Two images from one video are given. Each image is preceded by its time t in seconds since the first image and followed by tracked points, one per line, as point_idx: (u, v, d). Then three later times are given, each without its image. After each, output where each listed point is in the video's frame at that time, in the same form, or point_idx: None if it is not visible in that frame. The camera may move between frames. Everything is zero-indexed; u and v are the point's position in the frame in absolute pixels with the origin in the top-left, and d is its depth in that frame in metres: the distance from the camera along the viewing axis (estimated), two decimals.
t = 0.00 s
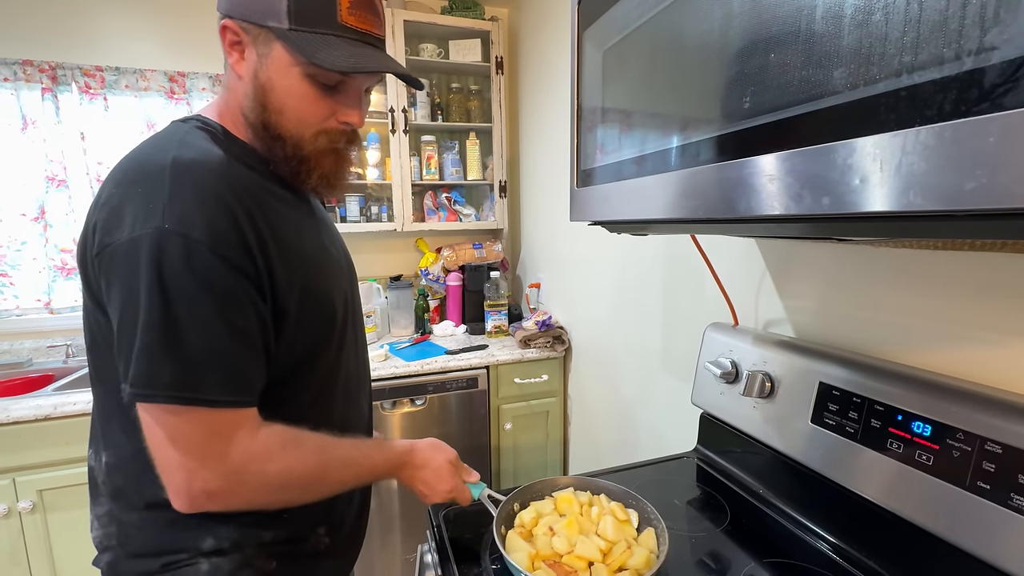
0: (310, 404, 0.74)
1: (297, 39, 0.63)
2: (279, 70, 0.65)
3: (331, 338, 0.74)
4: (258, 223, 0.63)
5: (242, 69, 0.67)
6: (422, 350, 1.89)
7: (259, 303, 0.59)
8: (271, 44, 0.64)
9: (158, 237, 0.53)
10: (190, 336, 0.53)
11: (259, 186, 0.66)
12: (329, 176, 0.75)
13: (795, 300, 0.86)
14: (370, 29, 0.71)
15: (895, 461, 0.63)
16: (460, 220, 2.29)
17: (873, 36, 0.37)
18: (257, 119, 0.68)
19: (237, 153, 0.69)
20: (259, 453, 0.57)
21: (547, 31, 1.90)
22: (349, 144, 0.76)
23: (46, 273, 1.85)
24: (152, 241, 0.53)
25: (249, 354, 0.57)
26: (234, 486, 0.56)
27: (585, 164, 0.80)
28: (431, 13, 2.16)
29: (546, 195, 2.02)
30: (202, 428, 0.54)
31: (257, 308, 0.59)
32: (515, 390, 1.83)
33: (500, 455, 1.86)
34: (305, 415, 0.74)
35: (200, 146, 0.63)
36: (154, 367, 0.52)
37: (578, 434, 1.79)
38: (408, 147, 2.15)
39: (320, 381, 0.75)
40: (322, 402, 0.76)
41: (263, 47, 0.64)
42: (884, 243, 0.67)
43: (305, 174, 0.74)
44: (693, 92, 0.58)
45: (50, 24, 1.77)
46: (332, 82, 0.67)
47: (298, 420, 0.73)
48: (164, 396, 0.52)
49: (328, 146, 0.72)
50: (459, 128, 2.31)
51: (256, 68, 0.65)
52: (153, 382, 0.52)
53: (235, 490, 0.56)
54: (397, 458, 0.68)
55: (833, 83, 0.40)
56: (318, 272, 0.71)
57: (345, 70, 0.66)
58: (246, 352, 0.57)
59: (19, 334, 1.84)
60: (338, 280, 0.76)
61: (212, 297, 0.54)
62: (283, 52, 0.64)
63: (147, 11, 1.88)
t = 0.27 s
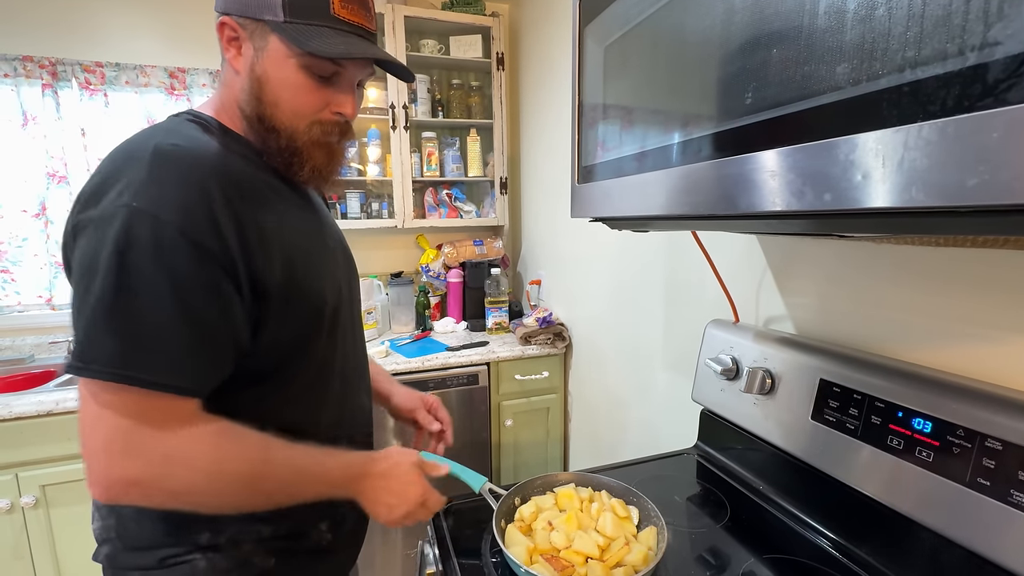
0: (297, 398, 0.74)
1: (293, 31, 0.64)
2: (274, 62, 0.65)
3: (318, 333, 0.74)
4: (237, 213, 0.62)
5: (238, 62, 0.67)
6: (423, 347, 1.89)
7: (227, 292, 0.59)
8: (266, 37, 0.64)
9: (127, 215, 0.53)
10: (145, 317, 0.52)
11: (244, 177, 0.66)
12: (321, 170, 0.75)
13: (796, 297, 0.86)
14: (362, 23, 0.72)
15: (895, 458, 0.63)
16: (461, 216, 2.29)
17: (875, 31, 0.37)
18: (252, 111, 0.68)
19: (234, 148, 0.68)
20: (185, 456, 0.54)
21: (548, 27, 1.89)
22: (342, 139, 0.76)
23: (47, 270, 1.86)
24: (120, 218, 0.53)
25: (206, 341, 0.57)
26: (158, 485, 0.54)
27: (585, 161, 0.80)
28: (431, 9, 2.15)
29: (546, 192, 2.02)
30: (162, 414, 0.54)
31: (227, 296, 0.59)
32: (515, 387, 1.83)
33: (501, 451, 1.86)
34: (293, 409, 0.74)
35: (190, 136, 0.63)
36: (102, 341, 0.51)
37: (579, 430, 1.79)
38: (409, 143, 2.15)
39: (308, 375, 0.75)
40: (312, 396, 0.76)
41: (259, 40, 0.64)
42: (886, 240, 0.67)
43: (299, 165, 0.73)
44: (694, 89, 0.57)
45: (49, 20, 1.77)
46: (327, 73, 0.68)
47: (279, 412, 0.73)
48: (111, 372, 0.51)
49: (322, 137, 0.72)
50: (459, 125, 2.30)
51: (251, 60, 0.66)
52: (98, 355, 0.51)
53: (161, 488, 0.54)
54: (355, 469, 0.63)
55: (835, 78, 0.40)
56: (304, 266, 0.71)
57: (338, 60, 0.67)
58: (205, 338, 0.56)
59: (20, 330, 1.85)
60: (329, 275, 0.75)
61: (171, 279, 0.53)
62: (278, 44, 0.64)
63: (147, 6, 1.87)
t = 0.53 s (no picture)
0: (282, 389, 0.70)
1: (299, 21, 0.64)
2: (278, 52, 0.65)
3: (293, 322, 0.70)
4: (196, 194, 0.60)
5: (241, 53, 0.67)
6: (424, 341, 1.89)
7: (167, 269, 0.56)
8: (271, 27, 0.64)
9: (73, 181, 0.51)
10: (66, 287, 0.48)
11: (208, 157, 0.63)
12: (319, 160, 0.74)
13: (798, 291, 0.86)
14: (362, 16, 0.72)
15: (895, 452, 0.63)
16: (462, 211, 2.28)
17: (882, 19, 0.36)
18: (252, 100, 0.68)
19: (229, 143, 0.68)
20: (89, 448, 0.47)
21: (550, 19, 1.88)
22: (339, 130, 0.76)
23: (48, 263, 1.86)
24: (68, 184, 0.51)
25: (132, 318, 0.52)
26: (32, 480, 0.46)
27: (587, 154, 0.79)
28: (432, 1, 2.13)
29: (547, 186, 2.01)
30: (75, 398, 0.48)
31: (167, 274, 0.56)
32: (515, 381, 1.83)
33: (501, 445, 1.86)
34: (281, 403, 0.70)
35: (170, 119, 0.63)
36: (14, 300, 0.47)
37: (579, 425, 1.80)
38: (409, 137, 2.14)
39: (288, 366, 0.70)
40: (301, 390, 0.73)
41: (263, 30, 0.64)
42: (889, 232, 0.66)
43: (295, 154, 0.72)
44: (697, 80, 0.57)
45: (48, 12, 1.75)
46: (329, 63, 0.68)
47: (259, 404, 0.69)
48: (13, 332, 0.47)
49: (321, 127, 0.72)
50: (460, 119, 2.29)
51: (255, 50, 0.66)
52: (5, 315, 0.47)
53: (36, 487, 0.46)
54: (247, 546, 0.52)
55: (841, 67, 0.39)
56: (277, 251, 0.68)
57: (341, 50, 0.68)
58: (132, 314, 0.52)
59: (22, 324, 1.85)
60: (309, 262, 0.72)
61: (102, 250, 0.50)
62: (284, 34, 0.64)
63: None
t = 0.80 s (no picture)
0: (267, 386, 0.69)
1: (303, 10, 0.63)
2: (282, 42, 0.65)
3: (277, 317, 0.69)
4: (170, 188, 0.59)
5: (243, 43, 0.67)
6: (424, 336, 1.89)
7: (137, 265, 0.55)
8: (275, 16, 0.64)
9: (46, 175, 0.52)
10: (26, 282, 0.48)
11: (183, 149, 0.62)
12: (319, 155, 0.73)
13: (799, 286, 0.86)
14: (368, 7, 0.71)
15: (896, 447, 0.63)
16: (462, 206, 2.27)
17: (889, 10, 0.36)
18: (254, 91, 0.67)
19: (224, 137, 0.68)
20: (23, 459, 0.49)
21: (550, 12, 1.87)
22: (342, 124, 0.75)
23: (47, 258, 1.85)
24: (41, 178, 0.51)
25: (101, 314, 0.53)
26: None
27: (587, 149, 0.79)
28: None
29: (547, 181, 2.00)
30: (13, 403, 0.49)
31: (137, 270, 0.55)
32: (515, 376, 1.83)
33: (501, 440, 1.87)
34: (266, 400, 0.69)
35: (154, 113, 0.63)
36: None
37: (579, 420, 1.80)
38: (409, 132, 2.13)
39: (272, 361, 0.69)
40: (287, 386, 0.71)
41: (267, 19, 0.64)
42: (892, 227, 0.66)
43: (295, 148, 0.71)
44: (700, 72, 0.56)
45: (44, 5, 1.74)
46: (334, 55, 0.68)
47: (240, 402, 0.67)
48: None
49: (323, 120, 0.71)
50: (460, 113, 2.28)
51: (258, 40, 0.65)
52: None
53: None
54: None
55: (847, 59, 0.39)
56: (259, 244, 0.66)
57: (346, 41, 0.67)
58: (101, 311, 0.52)
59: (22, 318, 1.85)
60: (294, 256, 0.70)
61: (69, 243, 0.50)
62: (288, 23, 0.64)
63: None
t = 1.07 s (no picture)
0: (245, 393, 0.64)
1: None
2: (261, 15, 0.62)
3: (252, 320, 0.64)
4: (123, 184, 0.54)
5: (217, 16, 0.63)
6: (422, 330, 1.89)
7: (88, 272, 0.51)
8: None
9: None
10: None
11: (147, 143, 0.57)
12: (303, 141, 0.69)
13: (797, 280, 0.86)
14: None
15: (893, 440, 0.63)
16: (460, 198, 2.26)
17: None
18: (230, 69, 0.64)
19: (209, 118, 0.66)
20: None
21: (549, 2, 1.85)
22: (327, 107, 0.71)
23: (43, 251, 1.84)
24: None
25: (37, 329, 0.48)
26: None
27: (586, 141, 0.78)
28: None
29: (546, 173, 1.99)
30: None
31: (87, 278, 0.51)
32: (514, 369, 1.83)
33: (499, 433, 1.87)
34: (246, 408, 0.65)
35: (103, 97, 0.58)
36: None
37: (577, 412, 1.81)
38: (407, 124, 2.11)
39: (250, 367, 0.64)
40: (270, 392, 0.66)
41: None
42: (892, 220, 0.66)
43: (278, 132, 0.68)
44: (700, 63, 0.56)
45: None
46: (319, 30, 0.65)
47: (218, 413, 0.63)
48: None
49: (308, 102, 0.68)
50: (458, 105, 2.27)
51: (233, 12, 0.62)
52: None
53: None
54: None
55: (848, 50, 0.38)
56: (229, 244, 0.61)
57: (332, 14, 0.64)
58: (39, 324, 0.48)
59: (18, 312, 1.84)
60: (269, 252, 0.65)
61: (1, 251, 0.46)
62: None
63: None
